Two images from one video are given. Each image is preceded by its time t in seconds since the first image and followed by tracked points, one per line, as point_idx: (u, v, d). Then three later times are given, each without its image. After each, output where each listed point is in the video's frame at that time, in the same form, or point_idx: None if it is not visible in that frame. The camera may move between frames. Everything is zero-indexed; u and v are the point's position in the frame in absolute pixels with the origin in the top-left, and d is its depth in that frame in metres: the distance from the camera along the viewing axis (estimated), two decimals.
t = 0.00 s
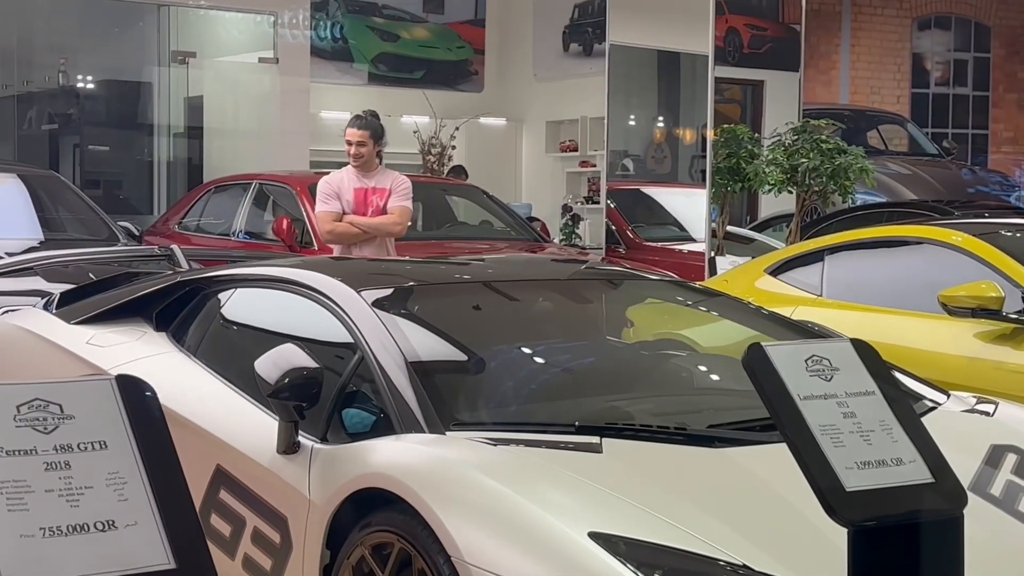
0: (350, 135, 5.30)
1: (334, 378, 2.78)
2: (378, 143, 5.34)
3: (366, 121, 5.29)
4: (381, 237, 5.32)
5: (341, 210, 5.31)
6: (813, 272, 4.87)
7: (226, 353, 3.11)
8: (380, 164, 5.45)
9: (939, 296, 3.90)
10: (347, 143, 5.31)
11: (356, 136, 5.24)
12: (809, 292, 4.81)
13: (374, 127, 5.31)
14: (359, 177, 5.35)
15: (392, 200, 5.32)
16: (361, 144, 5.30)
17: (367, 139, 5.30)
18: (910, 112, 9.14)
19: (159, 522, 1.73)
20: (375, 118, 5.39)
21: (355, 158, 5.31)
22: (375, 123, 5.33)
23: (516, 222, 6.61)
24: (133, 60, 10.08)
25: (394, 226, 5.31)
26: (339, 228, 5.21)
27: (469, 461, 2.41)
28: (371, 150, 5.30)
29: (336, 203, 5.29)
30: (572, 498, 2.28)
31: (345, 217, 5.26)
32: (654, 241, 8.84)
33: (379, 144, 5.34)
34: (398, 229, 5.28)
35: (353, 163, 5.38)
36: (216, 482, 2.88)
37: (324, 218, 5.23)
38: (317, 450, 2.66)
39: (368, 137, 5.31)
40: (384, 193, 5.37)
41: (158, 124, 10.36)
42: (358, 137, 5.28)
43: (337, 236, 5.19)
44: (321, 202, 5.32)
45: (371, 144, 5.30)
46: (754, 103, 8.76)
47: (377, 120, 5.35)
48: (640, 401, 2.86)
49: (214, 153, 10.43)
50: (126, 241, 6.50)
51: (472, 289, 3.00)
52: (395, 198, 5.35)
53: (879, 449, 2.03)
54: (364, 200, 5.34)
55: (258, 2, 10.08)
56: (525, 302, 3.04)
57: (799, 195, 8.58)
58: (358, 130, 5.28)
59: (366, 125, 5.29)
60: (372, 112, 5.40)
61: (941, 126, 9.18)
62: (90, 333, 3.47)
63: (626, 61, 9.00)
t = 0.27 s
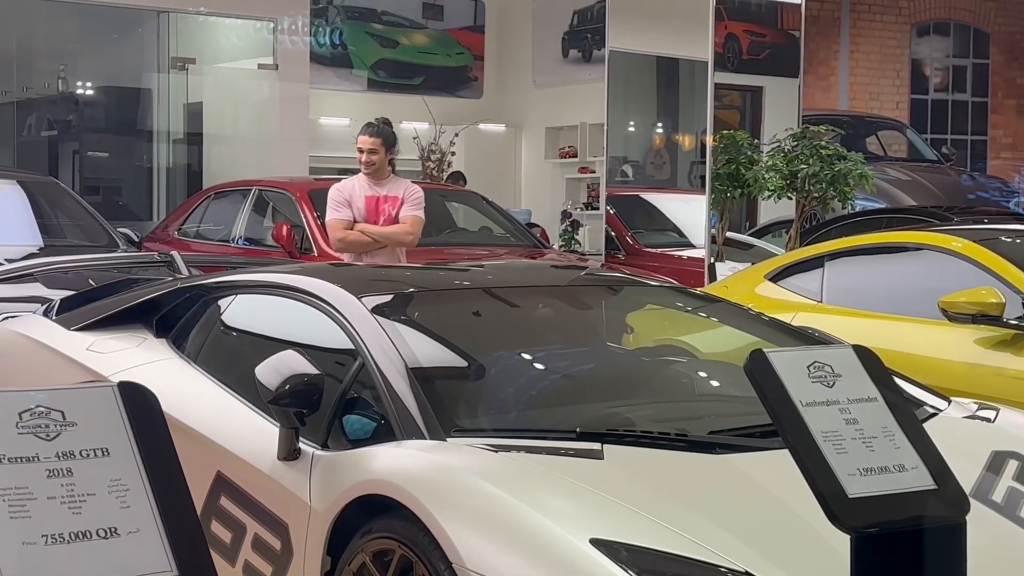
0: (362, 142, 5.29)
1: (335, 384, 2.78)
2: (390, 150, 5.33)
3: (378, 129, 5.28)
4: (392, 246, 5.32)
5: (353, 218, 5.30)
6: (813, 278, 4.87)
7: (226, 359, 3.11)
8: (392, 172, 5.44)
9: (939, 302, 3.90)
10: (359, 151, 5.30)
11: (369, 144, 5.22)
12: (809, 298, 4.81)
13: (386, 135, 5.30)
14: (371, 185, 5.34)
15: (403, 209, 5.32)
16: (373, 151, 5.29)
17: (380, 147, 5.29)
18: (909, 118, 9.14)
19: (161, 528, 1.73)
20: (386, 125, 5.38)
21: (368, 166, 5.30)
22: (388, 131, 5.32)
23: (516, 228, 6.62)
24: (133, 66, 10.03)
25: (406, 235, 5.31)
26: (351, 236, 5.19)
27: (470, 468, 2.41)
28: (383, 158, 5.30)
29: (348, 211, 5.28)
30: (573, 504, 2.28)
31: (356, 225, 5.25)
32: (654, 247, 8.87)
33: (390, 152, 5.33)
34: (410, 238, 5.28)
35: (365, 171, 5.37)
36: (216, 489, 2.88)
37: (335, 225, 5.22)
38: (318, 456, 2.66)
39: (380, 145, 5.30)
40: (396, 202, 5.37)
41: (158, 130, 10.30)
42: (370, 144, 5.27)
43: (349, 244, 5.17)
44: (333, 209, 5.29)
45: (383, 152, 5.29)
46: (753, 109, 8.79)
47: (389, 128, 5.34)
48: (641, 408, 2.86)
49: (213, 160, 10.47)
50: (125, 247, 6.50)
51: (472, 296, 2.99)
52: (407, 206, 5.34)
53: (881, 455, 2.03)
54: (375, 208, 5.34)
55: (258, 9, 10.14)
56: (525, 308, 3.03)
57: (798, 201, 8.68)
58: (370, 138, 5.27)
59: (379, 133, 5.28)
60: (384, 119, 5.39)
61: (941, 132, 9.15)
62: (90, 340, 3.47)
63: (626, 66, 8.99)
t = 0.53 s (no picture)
0: (362, 145, 5.27)
1: (334, 390, 2.78)
2: (391, 152, 5.32)
3: (377, 130, 5.26)
4: (400, 247, 5.31)
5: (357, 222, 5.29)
6: (813, 282, 4.87)
7: (225, 364, 3.11)
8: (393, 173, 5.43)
9: (939, 307, 3.91)
10: (359, 154, 5.28)
11: (370, 146, 5.21)
12: (807, 303, 4.81)
13: (386, 136, 5.29)
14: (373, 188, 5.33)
15: (409, 210, 5.32)
16: (375, 153, 5.27)
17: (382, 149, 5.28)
18: (908, 123, 9.14)
19: (161, 535, 1.73)
20: (385, 126, 5.36)
21: (370, 168, 5.29)
22: (388, 133, 5.31)
23: (515, 232, 6.62)
24: (133, 71, 10.07)
25: (412, 235, 5.30)
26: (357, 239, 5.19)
27: (470, 473, 2.41)
28: (385, 160, 5.29)
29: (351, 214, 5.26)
30: (574, 510, 2.27)
31: (362, 229, 5.24)
32: (653, 251, 8.92)
33: (392, 153, 5.32)
34: (419, 238, 5.28)
35: (366, 174, 5.35)
36: (216, 494, 2.87)
37: (341, 229, 5.20)
38: (318, 462, 2.65)
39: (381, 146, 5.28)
40: (400, 203, 5.36)
41: (157, 134, 10.34)
42: (370, 146, 5.26)
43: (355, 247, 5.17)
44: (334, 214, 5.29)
45: (385, 153, 5.28)
46: (752, 112, 8.72)
47: (388, 128, 5.32)
48: (640, 412, 2.86)
49: (211, 163, 10.45)
50: (124, 252, 6.50)
51: (472, 300, 2.99)
52: (412, 207, 5.35)
53: (882, 460, 2.04)
54: (379, 210, 5.33)
55: (257, 14, 10.07)
56: (524, 313, 3.03)
57: (797, 206, 8.56)
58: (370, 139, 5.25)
59: (379, 134, 5.26)
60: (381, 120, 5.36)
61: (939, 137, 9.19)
62: (90, 345, 3.46)
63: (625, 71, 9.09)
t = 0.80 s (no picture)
0: (370, 144, 5.28)
1: (332, 392, 2.78)
2: (399, 151, 5.33)
3: (384, 129, 5.28)
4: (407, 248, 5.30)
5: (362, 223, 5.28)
6: (811, 284, 4.87)
7: (224, 366, 3.11)
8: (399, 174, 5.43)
9: (938, 309, 3.90)
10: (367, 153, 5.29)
11: (379, 144, 5.22)
12: (805, 304, 4.82)
13: (394, 136, 5.30)
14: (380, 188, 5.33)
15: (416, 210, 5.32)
16: (383, 153, 5.28)
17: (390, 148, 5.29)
18: (907, 123, 9.13)
19: (161, 539, 1.73)
20: (390, 126, 5.37)
21: (377, 168, 5.29)
22: (396, 133, 5.33)
23: (513, 233, 6.62)
24: (132, 72, 10.05)
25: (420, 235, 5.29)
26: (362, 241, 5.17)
27: (469, 476, 2.41)
28: (393, 159, 5.30)
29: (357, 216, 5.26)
30: (572, 512, 2.27)
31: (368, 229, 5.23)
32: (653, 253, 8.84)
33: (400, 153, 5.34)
34: (426, 238, 5.27)
35: (373, 174, 5.35)
36: (215, 496, 2.87)
37: (347, 230, 5.19)
38: (317, 464, 2.66)
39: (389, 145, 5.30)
40: (407, 203, 5.37)
41: (156, 136, 10.29)
42: (378, 146, 5.27)
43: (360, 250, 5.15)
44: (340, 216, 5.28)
45: (393, 152, 5.30)
46: (750, 114, 8.83)
47: (395, 128, 5.34)
48: (639, 414, 2.86)
49: (210, 164, 10.30)
50: (123, 253, 6.50)
51: (471, 302, 3.01)
52: (419, 207, 5.35)
53: (881, 463, 2.04)
54: (386, 211, 5.32)
55: (251, 15, 9.85)
56: (523, 315, 3.04)
57: (796, 207, 8.64)
58: (377, 139, 5.27)
59: (387, 133, 5.28)
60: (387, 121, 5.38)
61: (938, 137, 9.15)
62: (88, 347, 3.46)
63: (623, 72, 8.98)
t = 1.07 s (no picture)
0: (396, 146, 5.34)
1: (330, 393, 2.78)
2: (424, 156, 5.38)
3: (411, 132, 5.35)
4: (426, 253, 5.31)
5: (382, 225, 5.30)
6: (808, 284, 4.88)
7: (221, 368, 3.10)
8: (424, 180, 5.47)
9: (935, 309, 3.90)
10: (394, 154, 5.35)
11: (405, 144, 5.29)
12: (802, 305, 4.83)
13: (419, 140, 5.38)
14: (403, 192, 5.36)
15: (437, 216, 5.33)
16: (409, 154, 5.34)
17: (416, 151, 5.35)
18: (903, 124, 9.17)
19: (158, 540, 1.73)
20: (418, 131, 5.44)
21: (401, 171, 5.34)
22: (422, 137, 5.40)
23: (510, 233, 6.62)
24: (128, 74, 9.94)
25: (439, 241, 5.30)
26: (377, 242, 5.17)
27: (466, 477, 2.41)
28: (417, 163, 5.34)
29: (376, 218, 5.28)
30: (571, 513, 2.27)
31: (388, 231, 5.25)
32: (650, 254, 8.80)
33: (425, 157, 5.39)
34: (445, 243, 5.27)
35: (397, 177, 5.39)
36: (211, 498, 2.87)
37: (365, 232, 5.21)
38: (314, 466, 2.65)
39: (414, 149, 5.36)
40: (429, 209, 5.38)
41: (152, 138, 10.19)
42: (405, 148, 5.34)
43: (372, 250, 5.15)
44: (359, 218, 5.31)
45: (419, 155, 5.36)
46: (746, 115, 8.87)
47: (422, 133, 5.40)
48: (637, 415, 2.86)
49: (206, 166, 10.29)
50: (119, 255, 6.48)
51: (468, 303, 3.01)
52: (440, 212, 5.36)
53: (879, 463, 2.04)
54: (407, 215, 5.35)
55: (247, 16, 9.88)
56: (520, 316, 3.03)
57: (793, 207, 8.74)
58: (402, 141, 5.34)
59: (413, 137, 5.35)
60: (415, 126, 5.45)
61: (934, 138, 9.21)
62: (85, 349, 3.46)
63: (620, 73, 8.88)
